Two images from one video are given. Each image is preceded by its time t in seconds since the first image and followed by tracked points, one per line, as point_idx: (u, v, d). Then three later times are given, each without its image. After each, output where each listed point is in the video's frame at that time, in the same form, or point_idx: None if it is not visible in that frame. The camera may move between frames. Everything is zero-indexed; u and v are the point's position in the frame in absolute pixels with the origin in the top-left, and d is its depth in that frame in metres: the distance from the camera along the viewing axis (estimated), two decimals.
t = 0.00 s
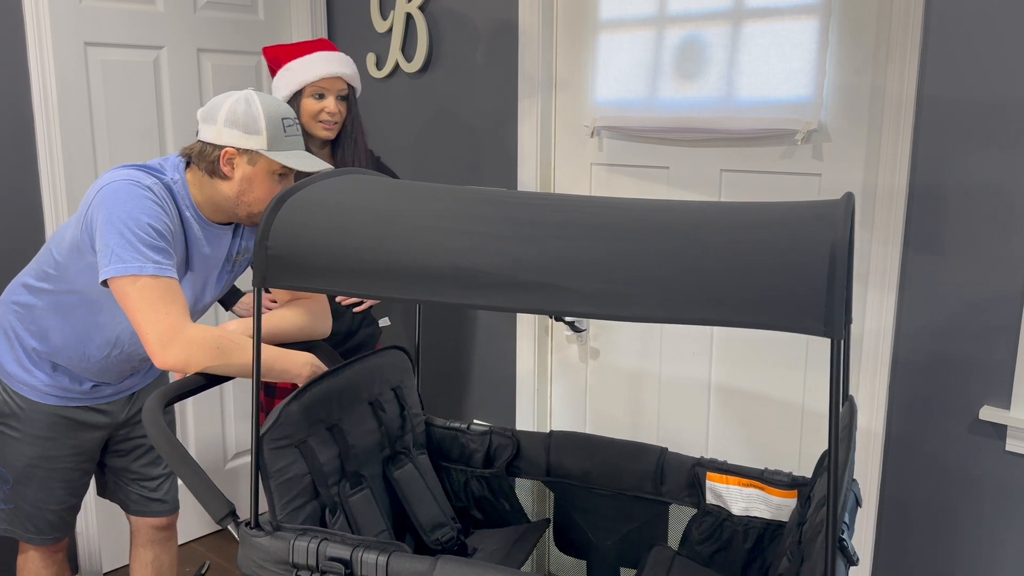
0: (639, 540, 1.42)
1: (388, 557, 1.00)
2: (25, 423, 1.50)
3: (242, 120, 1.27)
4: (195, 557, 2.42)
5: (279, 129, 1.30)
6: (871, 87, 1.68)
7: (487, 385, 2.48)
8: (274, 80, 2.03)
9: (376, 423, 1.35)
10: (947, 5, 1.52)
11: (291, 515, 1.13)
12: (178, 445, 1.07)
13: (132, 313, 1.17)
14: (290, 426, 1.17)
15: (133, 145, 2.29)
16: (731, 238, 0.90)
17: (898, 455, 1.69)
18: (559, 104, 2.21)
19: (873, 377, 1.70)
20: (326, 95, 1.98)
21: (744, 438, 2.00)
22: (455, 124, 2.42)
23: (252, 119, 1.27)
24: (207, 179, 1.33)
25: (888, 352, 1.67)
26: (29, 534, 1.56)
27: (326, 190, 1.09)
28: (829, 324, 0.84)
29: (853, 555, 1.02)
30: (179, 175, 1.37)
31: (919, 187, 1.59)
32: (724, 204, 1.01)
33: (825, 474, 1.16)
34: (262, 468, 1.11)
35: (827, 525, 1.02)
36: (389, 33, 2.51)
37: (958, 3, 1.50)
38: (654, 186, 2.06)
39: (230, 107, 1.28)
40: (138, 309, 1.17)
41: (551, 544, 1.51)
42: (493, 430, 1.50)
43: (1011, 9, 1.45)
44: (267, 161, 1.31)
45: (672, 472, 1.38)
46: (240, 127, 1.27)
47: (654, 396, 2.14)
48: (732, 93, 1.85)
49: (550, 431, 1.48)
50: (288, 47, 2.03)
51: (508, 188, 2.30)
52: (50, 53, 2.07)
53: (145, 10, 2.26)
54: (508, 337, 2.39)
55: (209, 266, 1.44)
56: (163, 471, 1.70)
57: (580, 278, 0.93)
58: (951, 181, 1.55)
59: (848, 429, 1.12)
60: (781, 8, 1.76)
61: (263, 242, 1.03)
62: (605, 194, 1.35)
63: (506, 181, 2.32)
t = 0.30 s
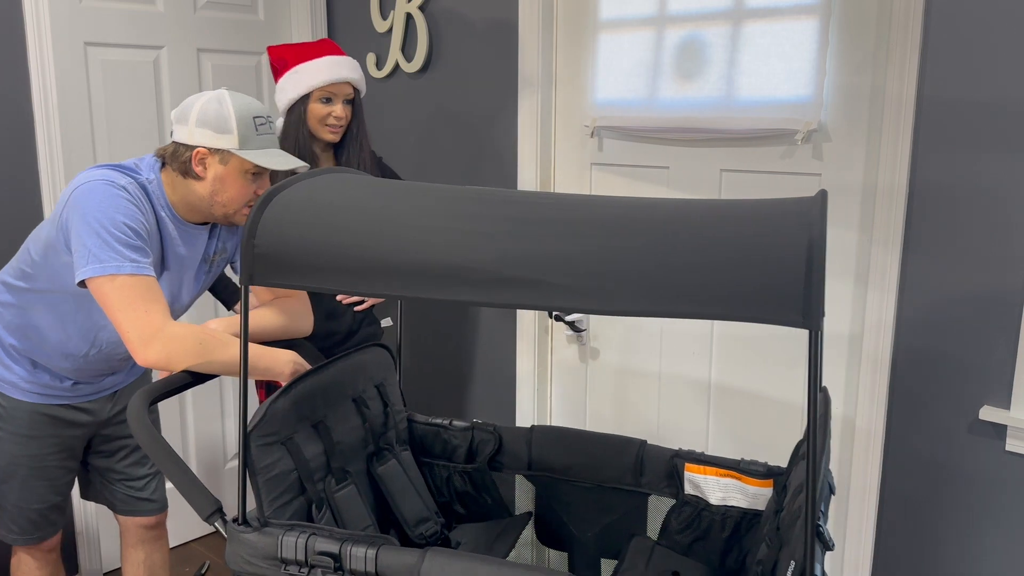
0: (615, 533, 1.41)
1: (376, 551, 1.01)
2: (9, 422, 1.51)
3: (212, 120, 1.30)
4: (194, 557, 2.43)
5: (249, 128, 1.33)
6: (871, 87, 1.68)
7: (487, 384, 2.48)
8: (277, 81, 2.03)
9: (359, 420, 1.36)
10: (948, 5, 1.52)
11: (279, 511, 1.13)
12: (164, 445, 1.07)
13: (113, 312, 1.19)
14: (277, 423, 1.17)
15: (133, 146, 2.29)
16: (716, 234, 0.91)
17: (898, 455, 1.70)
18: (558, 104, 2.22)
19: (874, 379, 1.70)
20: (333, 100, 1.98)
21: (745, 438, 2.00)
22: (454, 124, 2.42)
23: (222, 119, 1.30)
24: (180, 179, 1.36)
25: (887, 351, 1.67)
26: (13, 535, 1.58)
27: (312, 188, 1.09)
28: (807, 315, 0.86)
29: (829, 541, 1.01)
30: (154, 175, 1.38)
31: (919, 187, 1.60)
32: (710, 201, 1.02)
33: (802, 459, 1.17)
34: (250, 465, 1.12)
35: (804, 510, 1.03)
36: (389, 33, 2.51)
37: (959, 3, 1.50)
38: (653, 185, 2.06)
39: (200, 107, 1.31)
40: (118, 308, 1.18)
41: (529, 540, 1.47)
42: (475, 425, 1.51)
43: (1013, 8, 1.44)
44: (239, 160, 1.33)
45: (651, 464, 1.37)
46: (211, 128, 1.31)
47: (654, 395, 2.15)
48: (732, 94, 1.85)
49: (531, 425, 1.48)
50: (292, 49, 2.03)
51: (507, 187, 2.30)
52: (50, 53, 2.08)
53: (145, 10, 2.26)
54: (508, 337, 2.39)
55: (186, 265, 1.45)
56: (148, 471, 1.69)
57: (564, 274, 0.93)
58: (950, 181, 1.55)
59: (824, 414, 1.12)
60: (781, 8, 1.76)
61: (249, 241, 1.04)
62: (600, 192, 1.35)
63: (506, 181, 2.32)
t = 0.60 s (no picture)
0: (589, 522, 1.41)
1: (361, 543, 1.02)
2: None
3: (173, 119, 1.30)
4: (194, 557, 2.43)
5: (211, 125, 1.33)
6: (871, 87, 1.68)
7: (486, 383, 2.48)
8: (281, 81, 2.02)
9: (338, 416, 1.36)
10: (949, 6, 1.51)
11: (262, 507, 1.14)
12: (143, 445, 1.08)
13: (84, 312, 1.20)
14: (258, 419, 1.17)
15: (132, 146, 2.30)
16: (695, 230, 0.92)
17: (898, 454, 1.70)
18: (559, 103, 2.22)
19: (875, 378, 1.71)
20: (337, 104, 1.98)
21: (746, 438, 2.00)
22: (453, 124, 2.43)
23: (184, 117, 1.30)
24: (142, 176, 1.37)
25: (886, 350, 1.68)
26: None
27: (291, 185, 1.09)
28: (779, 305, 0.88)
29: (796, 521, 1.06)
30: (119, 174, 1.40)
31: (919, 187, 1.60)
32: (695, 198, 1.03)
33: (770, 444, 1.17)
34: (232, 461, 1.12)
35: (775, 492, 1.02)
36: (389, 33, 2.52)
37: (960, 3, 1.50)
38: (653, 185, 2.07)
39: (162, 105, 1.31)
40: (90, 308, 1.20)
41: (507, 531, 1.48)
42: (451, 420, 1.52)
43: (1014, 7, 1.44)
44: (200, 159, 1.33)
45: (624, 453, 1.38)
46: (173, 126, 1.31)
47: (654, 395, 2.15)
48: (732, 94, 1.86)
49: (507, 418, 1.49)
50: (297, 49, 2.03)
51: (508, 187, 2.30)
52: (50, 52, 2.08)
53: (145, 10, 2.27)
54: (508, 337, 2.40)
55: (157, 264, 1.46)
56: (131, 472, 1.71)
57: (546, 270, 0.95)
58: (949, 181, 1.56)
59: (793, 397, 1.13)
60: (781, 8, 1.76)
61: (230, 238, 1.04)
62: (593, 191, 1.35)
63: (506, 181, 2.33)
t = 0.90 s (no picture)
0: (564, 512, 1.45)
1: (344, 536, 1.03)
2: None
3: (126, 116, 1.32)
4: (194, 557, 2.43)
5: (165, 121, 1.33)
6: (871, 88, 1.68)
7: (485, 383, 2.49)
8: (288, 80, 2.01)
9: (314, 413, 1.38)
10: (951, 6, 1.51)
11: (243, 503, 1.16)
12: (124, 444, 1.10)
13: (53, 314, 1.24)
14: (237, 416, 1.19)
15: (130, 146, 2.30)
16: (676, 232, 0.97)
17: (897, 454, 1.70)
18: (558, 102, 2.22)
19: (875, 377, 1.71)
20: (344, 106, 1.98)
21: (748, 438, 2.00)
22: (452, 124, 2.43)
23: (137, 114, 1.31)
24: (99, 176, 1.39)
25: (886, 350, 1.68)
26: None
27: (268, 185, 1.10)
28: (750, 297, 0.95)
29: (763, 506, 1.11)
30: (80, 173, 1.42)
31: (919, 188, 1.60)
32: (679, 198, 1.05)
33: (740, 430, 1.19)
34: (213, 458, 1.13)
35: (749, 475, 1.04)
36: (389, 33, 2.52)
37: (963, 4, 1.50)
38: (652, 186, 2.07)
39: (116, 102, 1.33)
40: (58, 310, 1.24)
41: (482, 523, 1.49)
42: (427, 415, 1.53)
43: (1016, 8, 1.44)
44: (155, 156, 1.34)
45: (597, 443, 1.41)
46: (127, 124, 1.32)
47: (655, 395, 2.15)
48: (732, 93, 1.86)
49: (482, 413, 1.50)
50: (307, 50, 2.02)
51: (507, 186, 2.30)
52: (51, 52, 2.08)
53: (145, 10, 2.27)
54: (508, 337, 2.40)
55: (125, 263, 1.48)
56: (122, 473, 1.70)
57: (530, 269, 0.99)
58: (949, 181, 1.56)
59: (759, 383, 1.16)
60: (781, 8, 1.77)
61: (211, 237, 1.04)
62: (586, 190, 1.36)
63: (505, 181, 2.33)
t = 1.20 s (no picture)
0: (545, 504, 1.46)
1: (335, 531, 1.04)
2: None
3: (99, 116, 1.32)
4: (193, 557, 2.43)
5: (138, 119, 1.33)
6: (871, 88, 1.68)
7: (485, 382, 2.49)
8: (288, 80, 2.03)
9: (298, 410, 1.39)
10: (951, 7, 1.51)
11: (231, 501, 1.16)
12: (111, 443, 1.11)
13: (33, 317, 1.25)
14: (224, 414, 1.19)
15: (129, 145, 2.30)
16: (662, 229, 0.99)
17: (897, 454, 1.71)
18: (558, 102, 2.22)
19: (874, 377, 1.71)
20: (342, 104, 1.98)
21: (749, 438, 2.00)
22: (452, 123, 2.43)
23: (109, 113, 1.31)
24: (75, 176, 1.40)
25: (885, 350, 1.68)
26: None
27: (253, 185, 1.10)
28: (732, 289, 0.96)
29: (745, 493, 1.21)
30: (56, 174, 1.42)
31: (919, 187, 1.60)
32: (670, 197, 1.06)
33: (718, 421, 1.22)
34: (201, 457, 1.14)
35: (730, 463, 1.07)
36: (389, 33, 2.52)
37: (963, 4, 1.50)
38: (652, 186, 2.07)
39: (89, 102, 1.33)
40: (38, 313, 1.25)
41: (464, 518, 1.50)
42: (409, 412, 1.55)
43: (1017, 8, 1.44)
44: (129, 155, 1.34)
45: (576, 436, 1.43)
46: (100, 124, 1.32)
47: (656, 395, 2.15)
48: (732, 93, 1.86)
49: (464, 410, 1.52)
50: (306, 49, 2.02)
51: (507, 186, 2.31)
52: (50, 52, 2.08)
53: (145, 10, 2.27)
54: (508, 337, 2.40)
55: (105, 265, 1.49)
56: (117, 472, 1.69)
57: (521, 264, 1.00)
58: (949, 181, 1.56)
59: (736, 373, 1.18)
60: (781, 8, 1.77)
61: (199, 236, 1.04)
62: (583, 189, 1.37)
63: (505, 180, 2.33)
